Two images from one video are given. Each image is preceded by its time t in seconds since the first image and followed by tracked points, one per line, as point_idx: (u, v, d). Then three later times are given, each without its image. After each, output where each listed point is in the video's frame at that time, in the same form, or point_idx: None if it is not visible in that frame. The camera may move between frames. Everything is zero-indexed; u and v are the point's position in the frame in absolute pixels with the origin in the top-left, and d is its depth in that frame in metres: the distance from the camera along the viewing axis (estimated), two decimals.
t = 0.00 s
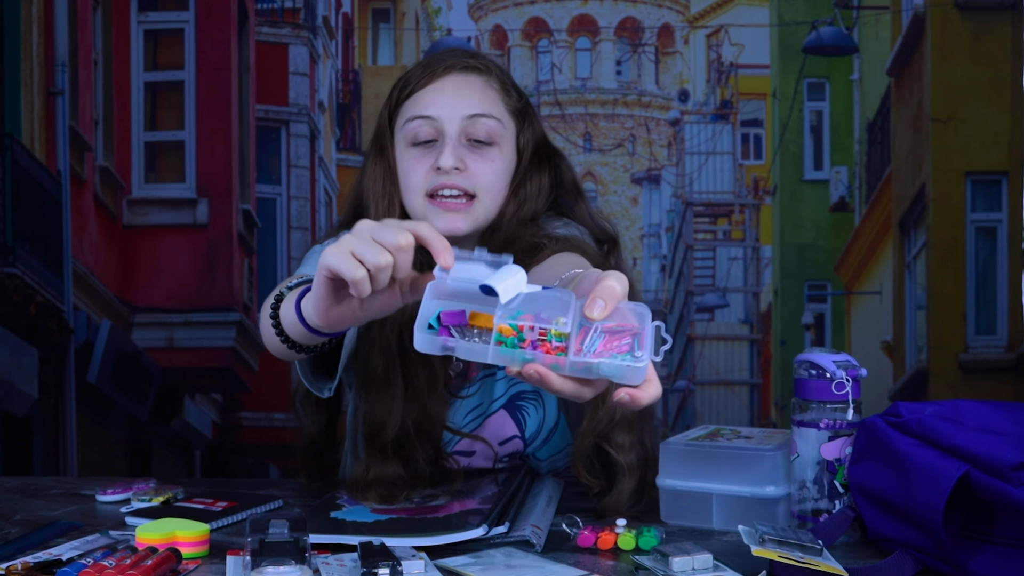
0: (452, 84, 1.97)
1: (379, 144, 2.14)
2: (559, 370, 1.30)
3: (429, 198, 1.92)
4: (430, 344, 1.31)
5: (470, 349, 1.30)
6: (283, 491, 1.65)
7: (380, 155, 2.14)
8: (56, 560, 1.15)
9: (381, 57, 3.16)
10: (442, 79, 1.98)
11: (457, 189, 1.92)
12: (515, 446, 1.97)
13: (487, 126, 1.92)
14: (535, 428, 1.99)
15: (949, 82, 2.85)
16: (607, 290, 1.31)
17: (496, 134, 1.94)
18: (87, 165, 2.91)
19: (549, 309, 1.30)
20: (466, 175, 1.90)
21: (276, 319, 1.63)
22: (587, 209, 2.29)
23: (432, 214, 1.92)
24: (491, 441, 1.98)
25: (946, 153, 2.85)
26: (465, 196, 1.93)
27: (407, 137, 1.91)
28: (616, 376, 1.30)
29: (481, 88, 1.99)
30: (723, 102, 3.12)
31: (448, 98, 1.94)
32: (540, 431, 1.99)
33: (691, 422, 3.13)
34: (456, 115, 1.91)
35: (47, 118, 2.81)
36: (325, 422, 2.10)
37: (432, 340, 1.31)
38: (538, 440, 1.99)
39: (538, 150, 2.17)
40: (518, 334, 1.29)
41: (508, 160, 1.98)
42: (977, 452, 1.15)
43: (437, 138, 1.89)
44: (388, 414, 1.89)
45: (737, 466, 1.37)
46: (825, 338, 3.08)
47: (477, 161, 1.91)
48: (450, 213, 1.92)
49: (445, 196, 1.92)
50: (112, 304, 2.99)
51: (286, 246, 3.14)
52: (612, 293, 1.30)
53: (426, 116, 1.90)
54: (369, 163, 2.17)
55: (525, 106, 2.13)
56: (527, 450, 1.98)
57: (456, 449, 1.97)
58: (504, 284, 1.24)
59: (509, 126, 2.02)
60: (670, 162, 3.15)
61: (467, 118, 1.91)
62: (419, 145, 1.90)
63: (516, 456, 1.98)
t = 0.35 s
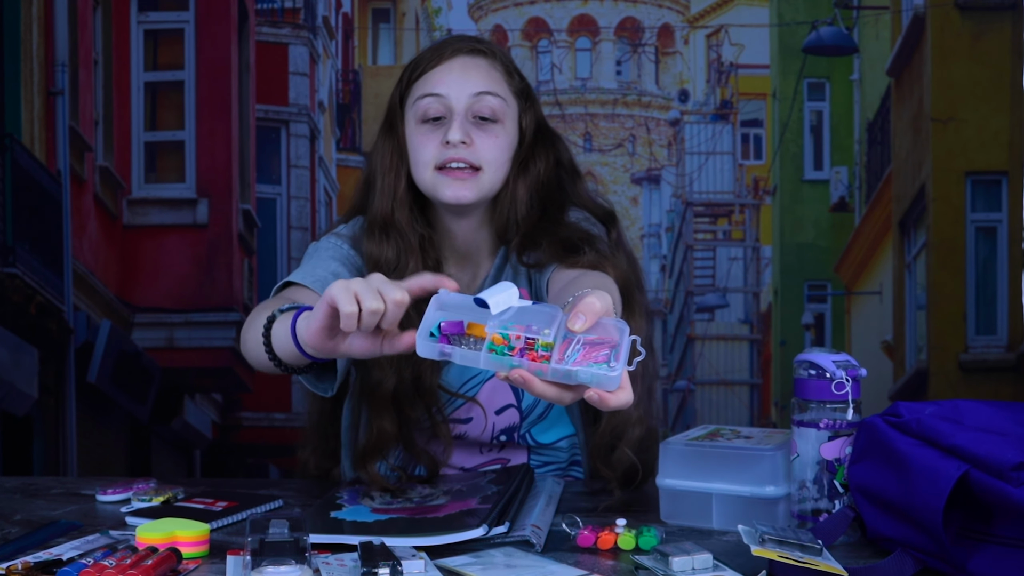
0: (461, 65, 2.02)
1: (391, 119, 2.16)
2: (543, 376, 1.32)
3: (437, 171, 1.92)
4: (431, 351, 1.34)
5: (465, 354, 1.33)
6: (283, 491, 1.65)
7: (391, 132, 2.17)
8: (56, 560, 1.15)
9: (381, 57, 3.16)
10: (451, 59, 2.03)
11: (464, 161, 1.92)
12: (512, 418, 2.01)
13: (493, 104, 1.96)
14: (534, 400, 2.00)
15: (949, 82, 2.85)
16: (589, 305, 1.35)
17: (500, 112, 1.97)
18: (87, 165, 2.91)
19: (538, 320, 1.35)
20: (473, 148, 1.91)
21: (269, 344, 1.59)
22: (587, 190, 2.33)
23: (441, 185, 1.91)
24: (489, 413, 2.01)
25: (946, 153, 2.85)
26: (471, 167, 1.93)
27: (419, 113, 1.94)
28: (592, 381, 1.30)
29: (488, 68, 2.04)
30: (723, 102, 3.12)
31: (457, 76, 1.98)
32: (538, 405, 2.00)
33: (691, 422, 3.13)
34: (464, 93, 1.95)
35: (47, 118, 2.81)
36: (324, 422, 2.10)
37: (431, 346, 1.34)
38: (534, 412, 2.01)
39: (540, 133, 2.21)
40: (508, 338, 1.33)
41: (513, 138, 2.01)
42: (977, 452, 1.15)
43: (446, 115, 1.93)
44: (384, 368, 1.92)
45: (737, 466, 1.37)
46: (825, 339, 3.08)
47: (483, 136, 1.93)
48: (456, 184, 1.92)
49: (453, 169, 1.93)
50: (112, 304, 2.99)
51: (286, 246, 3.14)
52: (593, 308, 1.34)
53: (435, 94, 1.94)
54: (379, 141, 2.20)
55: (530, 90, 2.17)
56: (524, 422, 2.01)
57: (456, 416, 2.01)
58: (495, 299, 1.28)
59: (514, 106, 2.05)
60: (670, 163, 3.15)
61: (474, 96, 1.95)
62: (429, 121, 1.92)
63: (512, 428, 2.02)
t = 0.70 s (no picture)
0: (466, 65, 2.02)
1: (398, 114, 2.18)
2: (534, 337, 1.33)
3: (440, 169, 1.93)
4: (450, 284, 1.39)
5: (479, 295, 1.36)
6: (283, 491, 1.65)
7: (398, 128, 2.20)
8: (55, 560, 1.14)
9: (381, 57, 3.16)
10: (458, 60, 2.03)
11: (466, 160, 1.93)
12: (516, 409, 1.99)
13: (497, 105, 1.96)
14: (539, 392, 1.98)
15: (950, 82, 2.84)
16: (594, 299, 1.37)
17: (503, 113, 1.97)
18: (87, 165, 2.91)
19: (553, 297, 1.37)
20: (475, 148, 1.92)
21: (257, 304, 1.63)
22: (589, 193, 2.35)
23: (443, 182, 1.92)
24: (494, 400, 1.98)
25: (947, 153, 2.85)
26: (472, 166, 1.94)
27: (424, 112, 1.94)
28: (572, 351, 1.31)
29: (494, 69, 2.04)
30: (724, 102, 3.12)
31: (462, 77, 1.98)
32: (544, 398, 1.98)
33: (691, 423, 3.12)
34: (469, 93, 1.96)
35: (47, 118, 2.80)
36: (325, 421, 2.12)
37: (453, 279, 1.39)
38: (539, 404, 2.00)
39: (543, 131, 2.22)
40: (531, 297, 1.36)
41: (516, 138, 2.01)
42: (977, 452, 1.15)
43: (450, 114, 1.93)
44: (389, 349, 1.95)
45: (737, 466, 1.37)
46: (825, 339, 3.08)
47: (486, 136, 1.94)
48: (458, 182, 1.92)
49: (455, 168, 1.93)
50: (112, 304, 2.99)
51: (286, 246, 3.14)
52: (597, 301, 1.36)
53: (440, 94, 1.94)
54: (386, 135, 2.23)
55: (539, 92, 2.18)
56: (527, 414, 2.00)
57: (460, 400, 1.98)
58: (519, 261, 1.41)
59: (518, 107, 2.05)
60: (670, 163, 3.14)
61: (477, 96, 1.96)
62: (433, 120, 1.93)
63: (515, 420, 2.00)
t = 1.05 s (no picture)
0: (505, 66, 2.12)
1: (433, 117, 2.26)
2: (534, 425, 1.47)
3: (475, 162, 1.98)
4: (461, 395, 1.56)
5: (485, 399, 1.51)
6: (283, 491, 1.65)
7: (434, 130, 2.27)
8: (56, 560, 1.14)
9: (381, 57, 3.16)
10: (498, 60, 2.13)
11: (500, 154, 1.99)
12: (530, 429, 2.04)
13: (533, 104, 2.04)
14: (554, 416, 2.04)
15: (950, 83, 2.84)
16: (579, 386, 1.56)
17: (539, 113, 2.05)
18: (87, 165, 2.90)
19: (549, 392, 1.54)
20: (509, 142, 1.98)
21: (304, 232, 1.54)
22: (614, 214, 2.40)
23: (476, 174, 1.96)
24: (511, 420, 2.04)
25: (947, 153, 2.85)
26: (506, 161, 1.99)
27: (461, 107, 2.03)
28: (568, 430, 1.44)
29: (531, 71, 2.14)
30: (724, 102, 3.12)
31: (500, 75, 2.08)
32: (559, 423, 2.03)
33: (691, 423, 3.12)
34: (506, 91, 2.05)
35: (47, 118, 2.80)
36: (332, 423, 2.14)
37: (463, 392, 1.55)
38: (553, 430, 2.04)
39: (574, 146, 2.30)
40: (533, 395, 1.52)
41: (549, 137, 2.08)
42: (977, 452, 1.15)
43: (486, 110, 2.02)
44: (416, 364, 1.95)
45: (737, 466, 1.37)
46: (825, 339, 3.08)
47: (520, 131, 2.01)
48: (491, 176, 1.97)
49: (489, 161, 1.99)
50: (111, 304, 2.98)
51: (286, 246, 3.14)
52: (582, 388, 1.55)
53: (478, 91, 2.03)
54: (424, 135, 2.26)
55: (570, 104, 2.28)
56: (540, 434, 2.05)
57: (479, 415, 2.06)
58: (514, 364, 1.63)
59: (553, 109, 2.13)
60: (670, 163, 3.14)
61: (515, 95, 2.05)
62: (469, 115, 2.02)
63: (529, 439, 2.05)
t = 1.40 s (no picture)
0: (552, 92, 2.06)
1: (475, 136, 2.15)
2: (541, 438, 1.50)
3: (521, 198, 1.92)
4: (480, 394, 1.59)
5: (502, 405, 1.56)
6: (283, 491, 1.65)
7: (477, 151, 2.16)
8: (55, 560, 1.14)
9: (381, 57, 3.17)
10: (544, 85, 2.07)
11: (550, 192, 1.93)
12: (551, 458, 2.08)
13: (581, 136, 2.00)
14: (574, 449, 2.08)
15: (950, 83, 2.84)
16: (593, 411, 1.60)
17: (589, 145, 2.01)
18: (87, 165, 2.90)
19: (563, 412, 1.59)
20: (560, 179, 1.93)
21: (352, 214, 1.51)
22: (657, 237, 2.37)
23: (523, 213, 1.91)
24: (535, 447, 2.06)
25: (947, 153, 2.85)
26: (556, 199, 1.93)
27: (503, 137, 1.97)
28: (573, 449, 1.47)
29: (578, 99, 2.08)
30: (724, 102, 3.11)
31: (547, 104, 2.02)
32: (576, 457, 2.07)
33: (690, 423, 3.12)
34: (555, 122, 1.99)
35: (47, 118, 2.80)
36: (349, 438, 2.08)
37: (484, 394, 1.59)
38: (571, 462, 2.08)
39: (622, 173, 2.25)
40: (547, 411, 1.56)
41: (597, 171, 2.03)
42: (977, 452, 1.15)
43: (533, 142, 1.96)
44: (458, 404, 1.86)
45: (738, 466, 1.37)
46: (825, 339, 3.08)
47: (570, 164, 1.96)
48: (540, 213, 1.91)
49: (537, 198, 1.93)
50: (111, 304, 2.98)
51: (286, 246, 3.14)
52: (596, 414, 1.59)
53: (524, 120, 1.97)
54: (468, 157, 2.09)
55: (615, 128, 2.22)
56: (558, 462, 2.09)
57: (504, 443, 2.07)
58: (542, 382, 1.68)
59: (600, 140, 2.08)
60: (670, 163, 3.14)
61: (565, 126, 1.99)
62: (514, 146, 1.96)
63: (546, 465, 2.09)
